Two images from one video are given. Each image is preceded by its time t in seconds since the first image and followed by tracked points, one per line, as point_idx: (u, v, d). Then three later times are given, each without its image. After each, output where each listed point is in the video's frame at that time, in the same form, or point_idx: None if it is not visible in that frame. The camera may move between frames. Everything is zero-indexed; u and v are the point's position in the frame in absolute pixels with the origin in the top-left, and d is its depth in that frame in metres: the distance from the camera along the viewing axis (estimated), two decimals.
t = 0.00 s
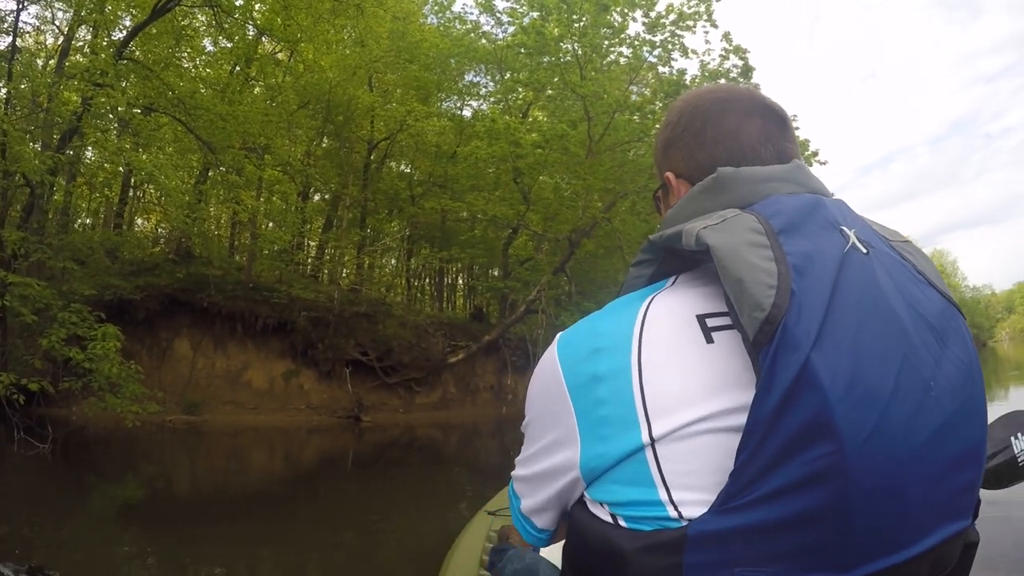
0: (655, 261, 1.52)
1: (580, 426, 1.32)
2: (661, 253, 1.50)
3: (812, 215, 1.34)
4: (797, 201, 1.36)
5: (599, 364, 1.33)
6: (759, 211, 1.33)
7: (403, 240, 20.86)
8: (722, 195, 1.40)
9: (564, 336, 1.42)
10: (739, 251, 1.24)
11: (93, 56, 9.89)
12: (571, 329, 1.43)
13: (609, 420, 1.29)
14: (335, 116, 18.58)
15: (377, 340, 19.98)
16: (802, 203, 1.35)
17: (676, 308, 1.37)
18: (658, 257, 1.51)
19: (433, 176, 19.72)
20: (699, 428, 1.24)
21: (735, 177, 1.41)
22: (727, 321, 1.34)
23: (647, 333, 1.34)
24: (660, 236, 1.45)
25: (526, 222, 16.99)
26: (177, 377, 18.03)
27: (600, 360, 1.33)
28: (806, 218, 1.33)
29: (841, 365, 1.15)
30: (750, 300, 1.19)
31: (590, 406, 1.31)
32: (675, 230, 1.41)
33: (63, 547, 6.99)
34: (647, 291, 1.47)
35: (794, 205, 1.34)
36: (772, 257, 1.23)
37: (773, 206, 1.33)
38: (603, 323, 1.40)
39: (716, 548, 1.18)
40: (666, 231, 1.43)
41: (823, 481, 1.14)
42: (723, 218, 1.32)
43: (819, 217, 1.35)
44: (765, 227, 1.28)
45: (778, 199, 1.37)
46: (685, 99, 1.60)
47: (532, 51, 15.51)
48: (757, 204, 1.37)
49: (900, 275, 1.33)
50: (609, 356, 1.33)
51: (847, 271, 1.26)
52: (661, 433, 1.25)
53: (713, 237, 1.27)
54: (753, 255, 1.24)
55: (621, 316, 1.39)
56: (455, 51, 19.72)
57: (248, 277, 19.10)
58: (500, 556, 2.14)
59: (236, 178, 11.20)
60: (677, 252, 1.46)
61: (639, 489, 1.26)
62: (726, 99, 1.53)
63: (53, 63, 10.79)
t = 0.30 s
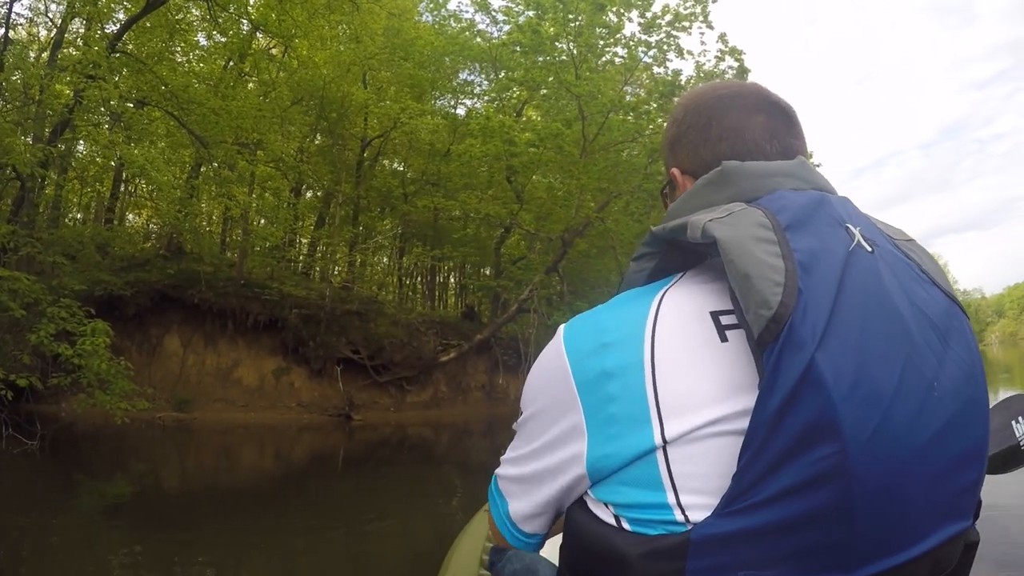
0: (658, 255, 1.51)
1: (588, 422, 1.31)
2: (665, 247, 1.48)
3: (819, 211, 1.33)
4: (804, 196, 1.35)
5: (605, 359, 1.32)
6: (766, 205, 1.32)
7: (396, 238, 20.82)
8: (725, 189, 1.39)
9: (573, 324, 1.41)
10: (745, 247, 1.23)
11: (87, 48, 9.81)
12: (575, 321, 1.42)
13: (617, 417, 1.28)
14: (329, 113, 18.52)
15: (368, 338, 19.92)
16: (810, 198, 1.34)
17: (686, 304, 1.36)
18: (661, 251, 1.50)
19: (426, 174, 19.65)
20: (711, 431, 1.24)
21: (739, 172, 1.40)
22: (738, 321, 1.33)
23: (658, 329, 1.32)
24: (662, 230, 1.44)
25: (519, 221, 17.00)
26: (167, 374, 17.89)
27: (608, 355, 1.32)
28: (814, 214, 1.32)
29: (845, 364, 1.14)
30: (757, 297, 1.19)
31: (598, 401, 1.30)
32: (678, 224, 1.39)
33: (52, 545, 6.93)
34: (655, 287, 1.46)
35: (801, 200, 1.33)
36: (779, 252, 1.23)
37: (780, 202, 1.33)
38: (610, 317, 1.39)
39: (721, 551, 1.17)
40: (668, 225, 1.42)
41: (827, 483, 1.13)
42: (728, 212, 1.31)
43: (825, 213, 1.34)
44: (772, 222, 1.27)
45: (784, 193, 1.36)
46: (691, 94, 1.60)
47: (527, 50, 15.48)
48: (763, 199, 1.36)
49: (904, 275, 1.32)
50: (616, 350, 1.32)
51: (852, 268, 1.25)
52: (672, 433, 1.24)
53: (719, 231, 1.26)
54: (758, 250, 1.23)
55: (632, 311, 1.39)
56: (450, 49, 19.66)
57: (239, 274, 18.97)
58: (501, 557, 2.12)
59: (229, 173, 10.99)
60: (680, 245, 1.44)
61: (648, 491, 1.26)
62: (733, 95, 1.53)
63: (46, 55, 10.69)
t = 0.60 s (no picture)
0: (659, 250, 1.48)
1: (600, 414, 1.30)
2: (667, 242, 1.45)
3: (824, 209, 1.32)
4: (812, 194, 1.35)
5: (622, 345, 1.30)
6: (770, 204, 1.32)
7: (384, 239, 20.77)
8: (737, 181, 1.39)
9: (589, 305, 1.39)
10: (751, 244, 1.23)
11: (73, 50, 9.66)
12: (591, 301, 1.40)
13: (630, 410, 1.28)
14: (316, 114, 18.44)
15: (358, 340, 19.87)
16: (817, 195, 1.34)
17: (699, 295, 1.33)
18: (663, 246, 1.47)
19: (414, 174, 19.58)
20: (723, 429, 1.23)
21: (750, 167, 1.40)
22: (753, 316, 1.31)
23: (675, 321, 1.30)
24: (666, 224, 1.42)
25: (506, 222, 17.03)
26: (156, 378, 17.67)
27: (624, 343, 1.30)
28: (820, 213, 1.31)
29: (850, 363, 1.14)
30: (764, 295, 1.18)
31: (611, 394, 1.29)
32: (684, 217, 1.37)
33: (44, 552, 6.86)
34: (669, 274, 1.43)
35: (808, 198, 1.33)
36: (784, 251, 1.22)
37: (786, 200, 1.32)
38: (624, 302, 1.37)
39: (728, 551, 1.17)
40: (674, 217, 1.39)
41: (831, 483, 1.12)
42: (733, 210, 1.31)
43: (831, 212, 1.33)
44: (777, 222, 1.26)
45: (790, 190, 1.36)
46: (709, 85, 1.60)
47: (516, 50, 15.45)
48: (769, 194, 1.36)
49: (908, 273, 1.31)
50: (632, 339, 1.30)
51: (857, 267, 1.25)
52: (684, 429, 1.24)
53: (724, 229, 1.25)
54: (765, 249, 1.22)
55: (648, 298, 1.37)
56: (438, 50, 19.61)
57: (228, 276, 18.82)
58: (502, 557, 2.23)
59: (215, 173, 10.75)
60: (684, 240, 1.42)
61: (651, 486, 1.28)
62: (751, 87, 1.53)
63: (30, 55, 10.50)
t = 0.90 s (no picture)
0: (670, 242, 1.49)
1: (607, 414, 1.31)
2: (677, 233, 1.46)
3: (833, 205, 1.33)
4: (820, 186, 1.36)
5: (623, 344, 1.31)
6: (780, 195, 1.32)
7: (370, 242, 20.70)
8: (745, 175, 1.40)
9: (596, 301, 1.40)
10: (760, 241, 1.23)
11: (53, 56, 9.56)
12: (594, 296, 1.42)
13: (641, 414, 1.27)
14: (299, 118, 18.35)
15: (346, 344, 19.78)
16: (826, 188, 1.35)
17: (711, 288, 1.33)
18: (674, 237, 1.47)
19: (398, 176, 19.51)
20: (735, 433, 1.22)
21: (762, 159, 1.41)
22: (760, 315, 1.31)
23: (686, 320, 1.30)
24: (677, 215, 1.42)
25: (493, 222, 17.03)
26: (143, 387, 17.48)
27: (633, 344, 1.30)
28: (829, 208, 1.32)
29: (857, 363, 1.13)
30: (772, 293, 1.18)
31: (619, 395, 1.29)
32: (694, 210, 1.38)
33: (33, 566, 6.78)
34: (677, 269, 1.44)
35: (817, 191, 1.33)
36: (794, 248, 1.22)
37: (796, 192, 1.33)
38: (631, 300, 1.37)
39: (735, 556, 1.17)
40: (685, 210, 1.40)
41: (838, 485, 1.12)
42: (744, 202, 1.31)
43: (841, 207, 1.34)
44: (788, 215, 1.27)
45: (800, 181, 1.37)
46: (717, 71, 1.60)
47: (499, 49, 15.44)
48: (778, 184, 1.37)
49: (914, 272, 1.32)
50: (640, 339, 1.30)
51: (865, 265, 1.25)
52: (694, 434, 1.24)
53: (733, 223, 1.26)
54: (773, 244, 1.23)
55: (658, 295, 1.37)
56: (420, 50, 19.54)
57: (214, 282, 18.68)
58: (502, 558, 2.26)
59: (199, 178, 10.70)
60: (694, 233, 1.42)
61: (659, 490, 1.28)
62: (760, 75, 1.55)
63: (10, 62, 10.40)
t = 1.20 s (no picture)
0: (671, 247, 1.49)
1: (604, 415, 1.31)
2: (680, 237, 1.45)
3: (834, 208, 1.33)
4: (820, 189, 1.36)
5: (618, 346, 1.31)
6: (780, 198, 1.33)
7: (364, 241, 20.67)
8: (745, 180, 1.40)
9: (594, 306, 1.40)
10: (760, 243, 1.23)
11: (49, 49, 9.47)
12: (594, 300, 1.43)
13: (637, 417, 1.27)
14: (295, 115, 18.33)
15: (338, 343, 19.73)
16: (826, 191, 1.36)
17: (710, 288, 1.33)
18: (676, 242, 1.47)
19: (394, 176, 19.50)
20: (731, 431, 1.21)
21: (765, 163, 1.40)
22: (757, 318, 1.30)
23: (683, 320, 1.30)
24: (678, 220, 1.41)
25: (487, 222, 17.06)
26: (134, 384, 17.39)
27: (629, 347, 1.30)
28: (831, 210, 1.32)
29: (856, 363, 1.13)
30: (770, 293, 1.18)
31: (616, 396, 1.29)
32: (695, 214, 1.37)
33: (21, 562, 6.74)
34: (677, 271, 1.43)
35: (818, 194, 1.34)
36: (793, 249, 1.22)
37: (796, 195, 1.33)
38: (630, 303, 1.37)
39: (732, 555, 1.16)
40: (686, 214, 1.39)
41: (837, 485, 1.12)
42: (744, 205, 1.31)
43: (842, 209, 1.34)
44: (788, 217, 1.27)
45: (800, 184, 1.37)
46: (724, 71, 1.59)
47: (496, 50, 15.48)
48: (778, 188, 1.38)
49: (917, 272, 1.32)
50: (637, 341, 1.30)
51: (867, 265, 1.24)
52: (691, 433, 1.23)
53: (733, 225, 1.26)
54: (773, 246, 1.23)
55: (657, 297, 1.37)
56: (417, 50, 19.52)
57: (206, 280, 18.60)
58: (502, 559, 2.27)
59: (193, 175, 10.62)
60: (695, 237, 1.42)
61: (655, 488, 1.27)
62: (772, 77, 1.55)
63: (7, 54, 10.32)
